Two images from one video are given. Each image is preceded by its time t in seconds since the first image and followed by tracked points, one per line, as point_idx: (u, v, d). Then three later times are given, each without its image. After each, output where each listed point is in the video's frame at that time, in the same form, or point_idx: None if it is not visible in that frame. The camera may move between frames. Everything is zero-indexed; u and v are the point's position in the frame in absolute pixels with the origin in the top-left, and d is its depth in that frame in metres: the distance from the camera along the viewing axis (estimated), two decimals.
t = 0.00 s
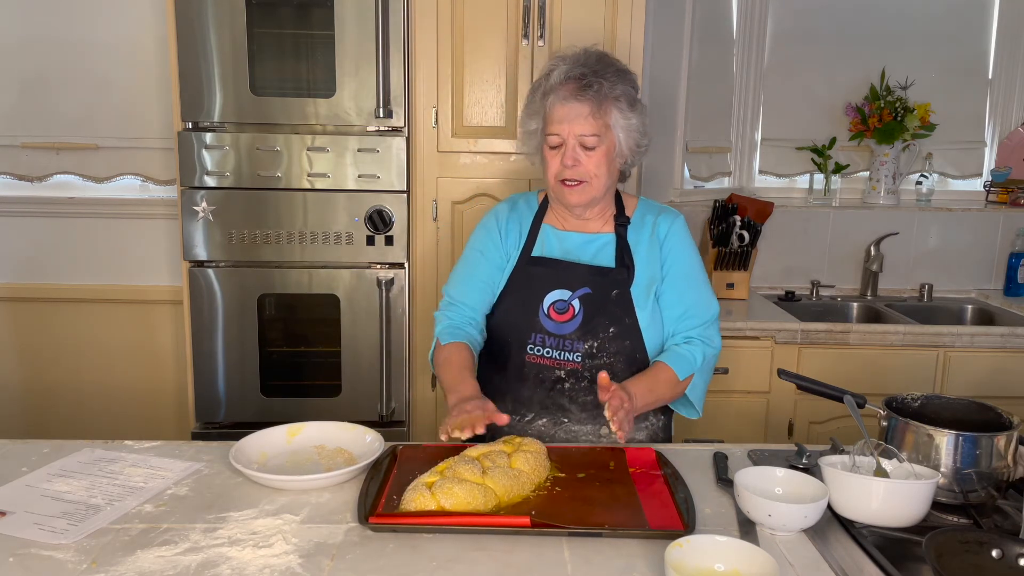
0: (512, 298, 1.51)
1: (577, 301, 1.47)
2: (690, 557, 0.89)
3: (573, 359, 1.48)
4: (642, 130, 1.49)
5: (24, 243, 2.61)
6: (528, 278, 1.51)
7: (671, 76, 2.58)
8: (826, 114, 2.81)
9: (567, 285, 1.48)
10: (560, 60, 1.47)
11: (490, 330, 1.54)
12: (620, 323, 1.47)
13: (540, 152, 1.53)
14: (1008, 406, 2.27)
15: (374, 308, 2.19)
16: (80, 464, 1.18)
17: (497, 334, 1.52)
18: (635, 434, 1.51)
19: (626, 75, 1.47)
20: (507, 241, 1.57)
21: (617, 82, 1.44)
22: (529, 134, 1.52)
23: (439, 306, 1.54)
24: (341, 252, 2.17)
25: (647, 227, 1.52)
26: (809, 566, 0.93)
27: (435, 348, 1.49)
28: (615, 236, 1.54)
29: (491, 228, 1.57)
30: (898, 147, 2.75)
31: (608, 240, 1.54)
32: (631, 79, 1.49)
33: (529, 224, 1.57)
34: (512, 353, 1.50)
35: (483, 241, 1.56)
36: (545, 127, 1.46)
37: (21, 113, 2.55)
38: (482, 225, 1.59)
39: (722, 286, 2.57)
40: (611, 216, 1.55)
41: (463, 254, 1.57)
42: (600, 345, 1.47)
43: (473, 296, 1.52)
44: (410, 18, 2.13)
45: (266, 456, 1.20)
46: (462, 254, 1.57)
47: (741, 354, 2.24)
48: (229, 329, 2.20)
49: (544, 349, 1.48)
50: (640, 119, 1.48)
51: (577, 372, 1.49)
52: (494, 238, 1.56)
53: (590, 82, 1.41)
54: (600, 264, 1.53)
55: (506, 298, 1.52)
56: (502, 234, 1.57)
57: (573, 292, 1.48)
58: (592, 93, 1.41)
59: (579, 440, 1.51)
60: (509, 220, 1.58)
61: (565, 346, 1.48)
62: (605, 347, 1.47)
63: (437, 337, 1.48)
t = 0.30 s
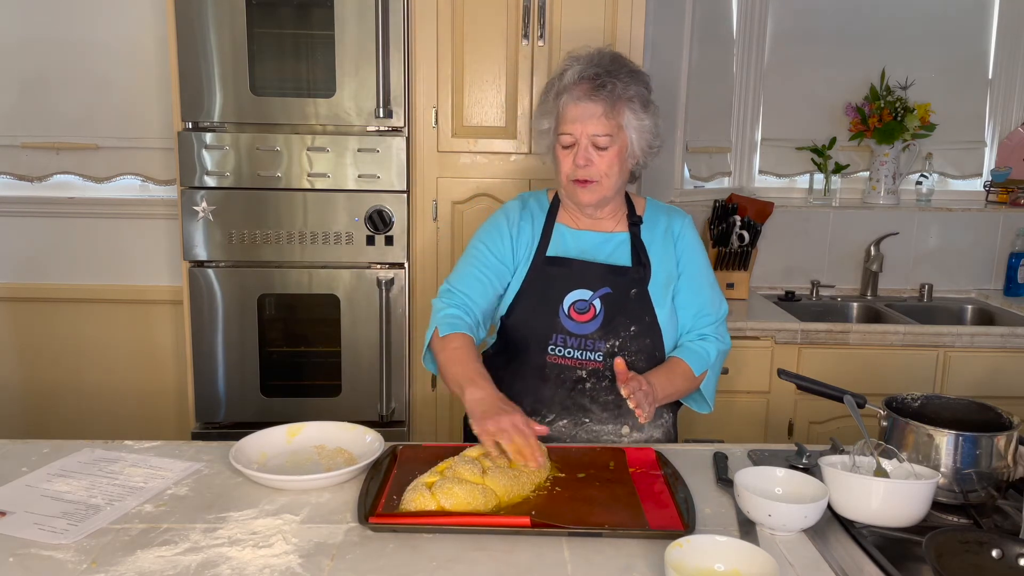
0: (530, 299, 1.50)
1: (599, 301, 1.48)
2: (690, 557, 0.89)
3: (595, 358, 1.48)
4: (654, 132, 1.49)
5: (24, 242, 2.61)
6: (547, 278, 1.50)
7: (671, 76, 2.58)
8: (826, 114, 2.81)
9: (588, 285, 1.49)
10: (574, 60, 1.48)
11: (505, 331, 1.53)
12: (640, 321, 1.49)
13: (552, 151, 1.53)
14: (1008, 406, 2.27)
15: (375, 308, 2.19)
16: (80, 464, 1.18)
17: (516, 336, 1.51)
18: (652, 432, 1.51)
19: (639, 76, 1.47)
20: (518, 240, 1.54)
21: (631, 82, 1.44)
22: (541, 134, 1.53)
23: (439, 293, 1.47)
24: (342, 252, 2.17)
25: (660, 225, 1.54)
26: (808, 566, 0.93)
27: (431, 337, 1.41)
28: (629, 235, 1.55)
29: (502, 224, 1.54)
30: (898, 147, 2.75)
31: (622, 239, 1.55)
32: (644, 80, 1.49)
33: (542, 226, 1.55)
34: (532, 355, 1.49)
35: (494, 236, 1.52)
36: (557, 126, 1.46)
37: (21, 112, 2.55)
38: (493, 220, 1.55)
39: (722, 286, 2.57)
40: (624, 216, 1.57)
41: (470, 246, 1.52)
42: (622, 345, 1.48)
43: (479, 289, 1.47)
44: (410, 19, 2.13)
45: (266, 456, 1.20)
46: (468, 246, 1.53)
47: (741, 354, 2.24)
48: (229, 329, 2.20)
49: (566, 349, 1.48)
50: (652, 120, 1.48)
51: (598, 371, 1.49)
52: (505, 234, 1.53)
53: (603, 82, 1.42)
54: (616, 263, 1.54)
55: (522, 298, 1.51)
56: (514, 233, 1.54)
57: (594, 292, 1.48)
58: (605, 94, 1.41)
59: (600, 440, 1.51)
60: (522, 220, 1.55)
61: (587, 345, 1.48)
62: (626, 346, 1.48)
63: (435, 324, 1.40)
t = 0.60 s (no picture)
0: (533, 298, 1.49)
1: (602, 300, 1.48)
2: (690, 557, 0.89)
3: (598, 358, 1.48)
4: (660, 131, 1.49)
5: (24, 242, 2.61)
6: (549, 278, 1.50)
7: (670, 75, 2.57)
8: (826, 114, 2.81)
9: (591, 284, 1.48)
10: (581, 58, 1.48)
11: (506, 329, 1.52)
12: (643, 322, 1.49)
13: (557, 150, 1.53)
14: (1007, 406, 2.27)
15: (375, 308, 2.19)
16: (80, 464, 1.18)
17: (518, 333, 1.50)
18: (653, 433, 1.51)
19: (646, 75, 1.48)
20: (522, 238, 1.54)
21: (637, 80, 1.44)
22: (547, 132, 1.53)
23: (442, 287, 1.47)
24: (342, 252, 2.17)
25: (665, 228, 1.55)
26: (808, 566, 0.93)
27: (436, 337, 1.41)
28: (634, 236, 1.55)
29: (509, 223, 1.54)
30: (898, 147, 2.75)
31: (627, 240, 1.55)
32: (650, 79, 1.49)
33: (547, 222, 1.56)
34: (533, 353, 1.49)
35: (499, 233, 1.52)
36: (563, 123, 1.46)
37: (21, 112, 2.55)
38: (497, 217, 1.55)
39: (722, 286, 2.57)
40: (629, 217, 1.57)
41: (474, 242, 1.52)
42: (624, 344, 1.48)
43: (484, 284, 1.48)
44: (410, 19, 2.14)
45: (266, 456, 1.20)
46: (472, 242, 1.53)
47: (741, 354, 2.24)
48: (229, 330, 2.20)
49: (568, 348, 1.48)
50: (658, 119, 1.48)
51: (600, 371, 1.49)
52: (511, 231, 1.53)
53: (609, 79, 1.42)
54: (620, 263, 1.54)
55: (525, 296, 1.50)
56: (519, 231, 1.54)
57: (597, 291, 1.48)
58: (611, 90, 1.41)
59: (601, 439, 1.51)
60: (528, 219, 1.55)
61: (589, 345, 1.48)
62: (628, 346, 1.48)
63: (442, 326, 1.40)
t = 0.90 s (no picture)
0: (525, 296, 1.50)
1: (593, 299, 1.47)
2: (690, 557, 0.89)
3: (588, 356, 1.48)
4: (659, 130, 1.49)
5: (23, 243, 2.61)
6: (542, 275, 1.50)
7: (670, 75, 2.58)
8: (826, 114, 2.81)
9: (583, 282, 1.48)
10: (579, 57, 1.48)
11: (498, 326, 1.53)
12: (635, 321, 1.48)
13: (556, 150, 1.54)
14: (1008, 406, 2.27)
15: (375, 308, 2.19)
16: (80, 464, 1.18)
17: (509, 330, 1.51)
18: (645, 434, 1.51)
19: (645, 74, 1.48)
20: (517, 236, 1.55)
21: (635, 79, 1.45)
22: (545, 132, 1.53)
23: (433, 277, 1.48)
24: (342, 252, 2.17)
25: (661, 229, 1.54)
26: (809, 566, 0.93)
27: (421, 326, 1.42)
28: (630, 236, 1.54)
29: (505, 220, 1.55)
30: (898, 147, 2.75)
31: (622, 240, 1.55)
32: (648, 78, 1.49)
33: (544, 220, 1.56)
34: (524, 350, 1.49)
35: (495, 230, 1.53)
36: (561, 122, 1.46)
37: (20, 112, 2.55)
38: (495, 213, 1.56)
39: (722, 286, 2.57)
40: (626, 217, 1.56)
41: (470, 236, 1.53)
42: (615, 344, 1.48)
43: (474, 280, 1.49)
44: (410, 19, 2.14)
45: (266, 456, 1.20)
46: (467, 234, 1.54)
47: (741, 354, 2.24)
48: (229, 330, 2.20)
49: (558, 346, 1.48)
50: (657, 118, 1.48)
51: (590, 369, 1.48)
52: (507, 229, 1.54)
53: (607, 77, 1.42)
54: (615, 262, 1.54)
55: (518, 294, 1.50)
56: (515, 229, 1.55)
57: (589, 290, 1.48)
58: (609, 88, 1.42)
59: (591, 440, 1.50)
60: (524, 218, 1.56)
61: (579, 343, 1.48)
62: (619, 346, 1.48)
63: (428, 316, 1.41)
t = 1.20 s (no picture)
0: (512, 296, 1.49)
1: (580, 298, 1.46)
2: (690, 557, 0.89)
3: (574, 356, 1.47)
4: (650, 130, 1.49)
5: (23, 242, 2.61)
6: (529, 275, 1.50)
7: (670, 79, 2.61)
8: (826, 114, 2.81)
9: (570, 281, 1.47)
10: (570, 57, 1.47)
11: (485, 326, 1.53)
12: (622, 321, 1.46)
13: (548, 149, 1.53)
14: (1008, 406, 2.26)
15: (375, 308, 2.19)
16: (80, 464, 1.18)
17: (495, 330, 1.50)
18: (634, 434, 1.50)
19: (636, 75, 1.47)
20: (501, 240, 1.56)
21: (627, 80, 1.44)
22: (536, 132, 1.52)
23: (412, 270, 1.50)
24: (342, 252, 2.17)
25: (651, 231, 1.52)
26: (809, 566, 0.93)
27: (389, 316, 1.44)
28: (619, 236, 1.54)
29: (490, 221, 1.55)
30: (898, 147, 2.75)
31: (611, 240, 1.54)
32: (640, 78, 1.49)
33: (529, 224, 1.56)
34: (510, 350, 1.49)
35: (478, 229, 1.54)
36: (553, 123, 1.46)
37: (21, 113, 2.55)
38: (483, 212, 1.57)
39: (722, 286, 2.57)
40: (616, 216, 1.56)
41: (454, 232, 1.54)
42: (602, 343, 1.46)
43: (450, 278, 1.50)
44: (410, 19, 2.14)
45: (267, 456, 1.20)
46: (453, 230, 1.55)
47: (740, 354, 2.24)
48: (229, 330, 2.20)
49: (545, 345, 1.47)
50: (648, 119, 1.48)
51: (577, 369, 1.47)
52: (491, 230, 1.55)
53: (599, 79, 1.41)
54: (603, 262, 1.53)
55: (506, 295, 1.50)
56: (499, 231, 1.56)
57: (576, 289, 1.47)
58: (601, 91, 1.41)
59: (578, 440, 1.50)
60: (511, 220, 1.57)
61: (566, 342, 1.47)
62: (606, 345, 1.46)
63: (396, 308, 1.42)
